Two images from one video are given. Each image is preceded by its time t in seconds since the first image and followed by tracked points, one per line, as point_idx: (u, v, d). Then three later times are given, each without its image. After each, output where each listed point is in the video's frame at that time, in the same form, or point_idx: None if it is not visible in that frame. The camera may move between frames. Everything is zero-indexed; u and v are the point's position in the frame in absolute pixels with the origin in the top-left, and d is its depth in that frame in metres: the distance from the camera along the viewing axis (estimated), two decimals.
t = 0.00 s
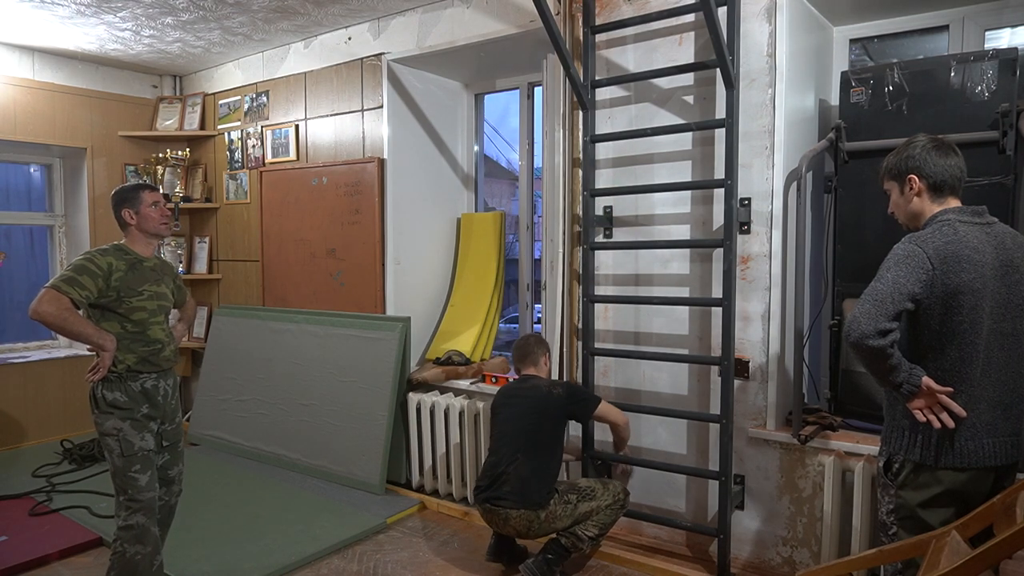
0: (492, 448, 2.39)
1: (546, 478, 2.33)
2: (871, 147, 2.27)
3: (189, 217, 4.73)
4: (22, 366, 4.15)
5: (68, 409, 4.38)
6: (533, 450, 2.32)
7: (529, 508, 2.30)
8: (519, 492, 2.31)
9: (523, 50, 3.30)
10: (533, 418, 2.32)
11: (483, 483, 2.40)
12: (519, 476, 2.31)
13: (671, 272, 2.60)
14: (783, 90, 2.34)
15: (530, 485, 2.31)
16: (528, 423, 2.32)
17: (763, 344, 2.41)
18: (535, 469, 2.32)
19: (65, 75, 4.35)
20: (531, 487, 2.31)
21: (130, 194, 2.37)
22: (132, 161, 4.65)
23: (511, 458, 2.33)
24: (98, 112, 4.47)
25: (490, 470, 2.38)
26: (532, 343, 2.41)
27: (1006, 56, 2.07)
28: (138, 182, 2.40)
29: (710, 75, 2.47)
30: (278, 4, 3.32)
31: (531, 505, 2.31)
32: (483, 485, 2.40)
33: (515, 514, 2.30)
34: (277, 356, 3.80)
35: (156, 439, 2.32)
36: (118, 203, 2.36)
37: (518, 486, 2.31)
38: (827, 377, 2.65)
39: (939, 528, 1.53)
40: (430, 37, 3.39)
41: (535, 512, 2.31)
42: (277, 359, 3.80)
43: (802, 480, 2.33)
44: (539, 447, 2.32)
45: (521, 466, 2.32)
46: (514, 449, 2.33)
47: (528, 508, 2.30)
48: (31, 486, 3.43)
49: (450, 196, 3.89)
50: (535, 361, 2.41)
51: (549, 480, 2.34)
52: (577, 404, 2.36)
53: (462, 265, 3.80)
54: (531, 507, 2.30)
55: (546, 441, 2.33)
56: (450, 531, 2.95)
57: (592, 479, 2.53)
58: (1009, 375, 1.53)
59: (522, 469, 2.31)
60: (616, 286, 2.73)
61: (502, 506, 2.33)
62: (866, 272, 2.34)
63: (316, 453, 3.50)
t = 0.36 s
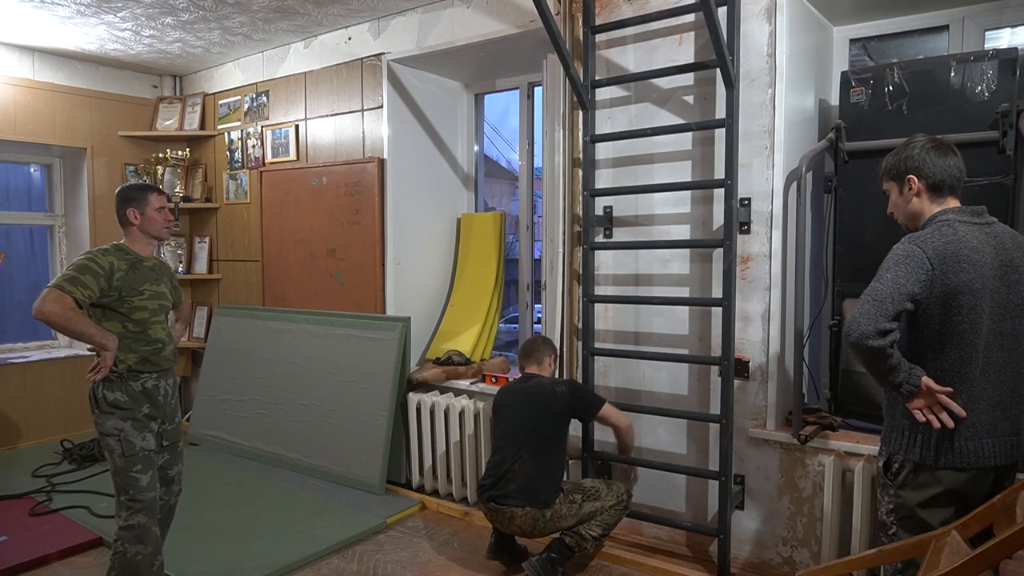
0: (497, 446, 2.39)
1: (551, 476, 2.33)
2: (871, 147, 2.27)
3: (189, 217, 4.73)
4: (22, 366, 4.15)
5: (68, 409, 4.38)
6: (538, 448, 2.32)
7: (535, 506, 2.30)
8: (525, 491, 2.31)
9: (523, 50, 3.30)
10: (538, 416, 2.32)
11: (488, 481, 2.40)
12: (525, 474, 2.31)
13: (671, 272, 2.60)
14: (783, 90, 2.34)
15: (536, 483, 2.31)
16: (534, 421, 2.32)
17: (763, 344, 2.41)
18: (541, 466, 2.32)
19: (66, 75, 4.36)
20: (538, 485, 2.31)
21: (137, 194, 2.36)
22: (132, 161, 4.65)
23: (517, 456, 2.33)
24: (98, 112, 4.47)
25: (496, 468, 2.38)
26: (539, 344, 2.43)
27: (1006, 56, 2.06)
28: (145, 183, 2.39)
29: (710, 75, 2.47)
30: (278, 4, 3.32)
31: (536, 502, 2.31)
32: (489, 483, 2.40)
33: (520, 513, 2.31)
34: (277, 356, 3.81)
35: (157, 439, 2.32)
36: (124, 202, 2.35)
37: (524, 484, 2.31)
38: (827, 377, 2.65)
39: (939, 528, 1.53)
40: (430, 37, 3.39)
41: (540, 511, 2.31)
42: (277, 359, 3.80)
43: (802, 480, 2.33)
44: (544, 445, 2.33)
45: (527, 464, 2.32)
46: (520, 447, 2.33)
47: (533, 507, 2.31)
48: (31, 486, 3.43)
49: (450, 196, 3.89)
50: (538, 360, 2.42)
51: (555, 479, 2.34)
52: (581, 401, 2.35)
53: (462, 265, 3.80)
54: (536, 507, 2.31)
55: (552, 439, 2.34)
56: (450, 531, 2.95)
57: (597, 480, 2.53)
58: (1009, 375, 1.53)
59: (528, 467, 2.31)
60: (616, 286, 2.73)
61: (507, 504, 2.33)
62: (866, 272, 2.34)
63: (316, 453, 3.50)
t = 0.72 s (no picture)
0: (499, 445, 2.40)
1: (554, 476, 2.33)
2: (871, 147, 2.27)
3: (189, 217, 4.73)
4: (22, 366, 4.15)
5: (68, 409, 4.38)
6: (540, 447, 2.32)
7: (538, 505, 2.30)
8: (527, 491, 2.31)
9: (523, 50, 3.30)
10: (541, 415, 2.32)
11: (490, 480, 2.40)
12: (528, 473, 2.32)
13: (671, 271, 2.60)
14: (783, 90, 2.34)
15: (539, 482, 2.31)
16: (537, 420, 2.32)
17: (763, 344, 2.41)
18: (543, 465, 2.32)
19: (65, 75, 4.35)
20: (540, 485, 2.31)
21: (133, 194, 2.37)
22: (132, 161, 4.65)
23: (519, 456, 2.34)
24: (98, 111, 4.47)
25: (498, 468, 2.38)
26: (543, 343, 2.42)
27: (1006, 56, 2.06)
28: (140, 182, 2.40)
29: (710, 75, 2.47)
30: (278, 4, 3.32)
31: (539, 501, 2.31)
32: (491, 482, 2.40)
33: (523, 512, 2.31)
34: (277, 356, 3.81)
35: (157, 439, 2.32)
36: (120, 202, 2.36)
37: (527, 483, 2.31)
38: (827, 376, 2.65)
39: (939, 528, 1.53)
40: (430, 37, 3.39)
41: (543, 510, 2.31)
42: (277, 359, 3.80)
43: (802, 480, 2.33)
44: (547, 445, 2.33)
45: (530, 464, 2.32)
46: (523, 446, 2.33)
47: (536, 506, 2.30)
48: (31, 486, 3.43)
49: (450, 196, 3.89)
50: (541, 359, 2.41)
51: (558, 478, 2.34)
52: (584, 399, 2.32)
53: (462, 265, 3.80)
54: (539, 506, 2.30)
55: (555, 438, 2.33)
56: (450, 531, 2.95)
57: (598, 480, 2.54)
58: (1009, 375, 1.53)
59: (530, 466, 2.32)
60: (616, 286, 2.73)
61: (510, 503, 2.33)
62: (866, 272, 2.34)
63: (316, 453, 3.50)
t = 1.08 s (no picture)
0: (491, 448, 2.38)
1: (548, 478, 2.33)
2: (871, 147, 2.27)
3: (189, 217, 4.74)
4: (22, 366, 4.15)
5: (68, 409, 4.38)
6: (535, 449, 2.32)
7: (531, 509, 2.30)
8: (521, 493, 2.30)
9: (523, 50, 3.30)
10: (535, 416, 2.32)
11: (485, 484, 2.40)
12: (521, 476, 2.31)
13: (671, 271, 2.60)
14: (783, 90, 2.34)
15: (533, 484, 2.31)
16: (530, 423, 2.32)
17: (763, 344, 2.42)
18: (536, 467, 2.32)
19: (65, 75, 4.35)
20: (533, 487, 2.30)
21: (136, 193, 2.36)
22: (132, 161, 4.65)
23: (513, 459, 2.32)
24: (98, 111, 4.47)
25: (492, 471, 2.37)
26: (535, 344, 2.42)
27: (1006, 56, 2.06)
28: (145, 182, 2.39)
29: (710, 75, 2.47)
30: (278, 4, 3.32)
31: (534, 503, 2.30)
32: (485, 485, 2.39)
33: (517, 516, 2.30)
34: (277, 356, 3.81)
35: (161, 439, 2.32)
36: (122, 202, 2.34)
37: (520, 486, 2.31)
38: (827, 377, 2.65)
39: (939, 528, 1.53)
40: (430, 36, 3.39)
41: (537, 514, 2.30)
42: (277, 359, 3.80)
43: (801, 480, 2.33)
44: (540, 447, 2.32)
45: (523, 466, 2.31)
46: (515, 449, 2.32)
47: (530, 509, 2.30)
48: (32, 486, 3.43)
49: (450, 196, 3.89)
50: (533, 362, 2.41)
51: (551, 481, 2.34)
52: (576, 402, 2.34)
53: (462, 265, 3.80)
54: (534, 509, 2.30)
55: (547, 440, 2.33)
56: (450, 531, 2.95)
57: (594, 479, 2.53)
58: (1008, 375, 1.53)
59: (524, 468, 2.31)
60: (616, 286, 2.73)
61: (504, 507, 2.32)
62: (866, 272, 2.34)
63: (316, 453, 3.50)
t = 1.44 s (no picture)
0: (496, 446, 2.39)
1: (552, 476, 2.33)
2: (871, 147, 2.27)
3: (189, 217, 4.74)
4: (22, 366, 4.15)
5: (68, 409, 4.38)
6: (540, 449, 2.31)
7: (534, 507, 2.29)
8: (524, 491, 2.31)
9: (523, 50, 3.30)
10: (540, 414, 2.32)
11: (489, 481, 2.40)
12: (525, 474, 2.31)
13: (671, 271, 2.60)
14: (783, 90, 2.34)
15: (537, 482, 2.31)
16: (537, 421, 2.32)
17: (763, 344, 2.41)
18: (541, 466, 2.31)
19: (66, 75, 4.35)
20: (537, 485, 2.30)
21: (161, 193, 2.39)
22: (132, 161, 4.65)
23: (518, 456, 2.33)
24: (98, 112, 4.47)
25: (496, 468, 2.38)
26: (543, 344, 2.42)
27: (1006, 56, 2.06)
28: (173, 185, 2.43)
29: (710, 75, 2.47)
30: (278, 4, 3.32)
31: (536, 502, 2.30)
32: (490, 482, 2.40)
33: (519, 513, 2.30)
34: (277, 356, 3.80)
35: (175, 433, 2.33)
36: (148, 200, 2.37)
37: (524, 483, 2.31)
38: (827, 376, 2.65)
39: (939, 528, 1.53)
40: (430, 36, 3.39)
41: (540, 510, 2.30)
42: (277, 359, 3.80)
43: (801, 480, 2.33)
44: (545, 445, 2.32)
45: (528, 464, 2.31)
46: (520, 446, 2.32)
47: (532, 506, 2.30)
48: (31, 486, 3.43)
49: (450, 196, 3.89)
50: (544, 361, 2.42)
51: (555, 480, 2.33)
52: (584, 402, 2.35)
53: (462, 265, 3.80)
54: (535, 505, 2.30)
55: (553, 439, 2.33)
56: (450, 531, 2.95)
57: (595, 479, 2.53)
58: (1008, 375, 1.53)
59: (529, 467, 2.31)
60: (616, 286, 2.73)
61: (507, 503, 2.33)
62: (866, 272, 2.34)
63: (317, 453, 3.50)
